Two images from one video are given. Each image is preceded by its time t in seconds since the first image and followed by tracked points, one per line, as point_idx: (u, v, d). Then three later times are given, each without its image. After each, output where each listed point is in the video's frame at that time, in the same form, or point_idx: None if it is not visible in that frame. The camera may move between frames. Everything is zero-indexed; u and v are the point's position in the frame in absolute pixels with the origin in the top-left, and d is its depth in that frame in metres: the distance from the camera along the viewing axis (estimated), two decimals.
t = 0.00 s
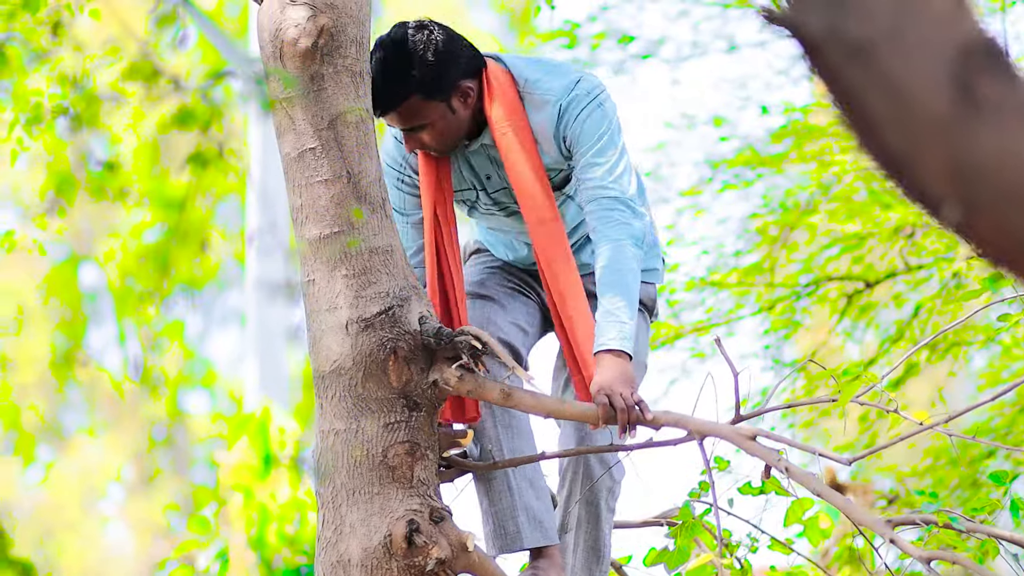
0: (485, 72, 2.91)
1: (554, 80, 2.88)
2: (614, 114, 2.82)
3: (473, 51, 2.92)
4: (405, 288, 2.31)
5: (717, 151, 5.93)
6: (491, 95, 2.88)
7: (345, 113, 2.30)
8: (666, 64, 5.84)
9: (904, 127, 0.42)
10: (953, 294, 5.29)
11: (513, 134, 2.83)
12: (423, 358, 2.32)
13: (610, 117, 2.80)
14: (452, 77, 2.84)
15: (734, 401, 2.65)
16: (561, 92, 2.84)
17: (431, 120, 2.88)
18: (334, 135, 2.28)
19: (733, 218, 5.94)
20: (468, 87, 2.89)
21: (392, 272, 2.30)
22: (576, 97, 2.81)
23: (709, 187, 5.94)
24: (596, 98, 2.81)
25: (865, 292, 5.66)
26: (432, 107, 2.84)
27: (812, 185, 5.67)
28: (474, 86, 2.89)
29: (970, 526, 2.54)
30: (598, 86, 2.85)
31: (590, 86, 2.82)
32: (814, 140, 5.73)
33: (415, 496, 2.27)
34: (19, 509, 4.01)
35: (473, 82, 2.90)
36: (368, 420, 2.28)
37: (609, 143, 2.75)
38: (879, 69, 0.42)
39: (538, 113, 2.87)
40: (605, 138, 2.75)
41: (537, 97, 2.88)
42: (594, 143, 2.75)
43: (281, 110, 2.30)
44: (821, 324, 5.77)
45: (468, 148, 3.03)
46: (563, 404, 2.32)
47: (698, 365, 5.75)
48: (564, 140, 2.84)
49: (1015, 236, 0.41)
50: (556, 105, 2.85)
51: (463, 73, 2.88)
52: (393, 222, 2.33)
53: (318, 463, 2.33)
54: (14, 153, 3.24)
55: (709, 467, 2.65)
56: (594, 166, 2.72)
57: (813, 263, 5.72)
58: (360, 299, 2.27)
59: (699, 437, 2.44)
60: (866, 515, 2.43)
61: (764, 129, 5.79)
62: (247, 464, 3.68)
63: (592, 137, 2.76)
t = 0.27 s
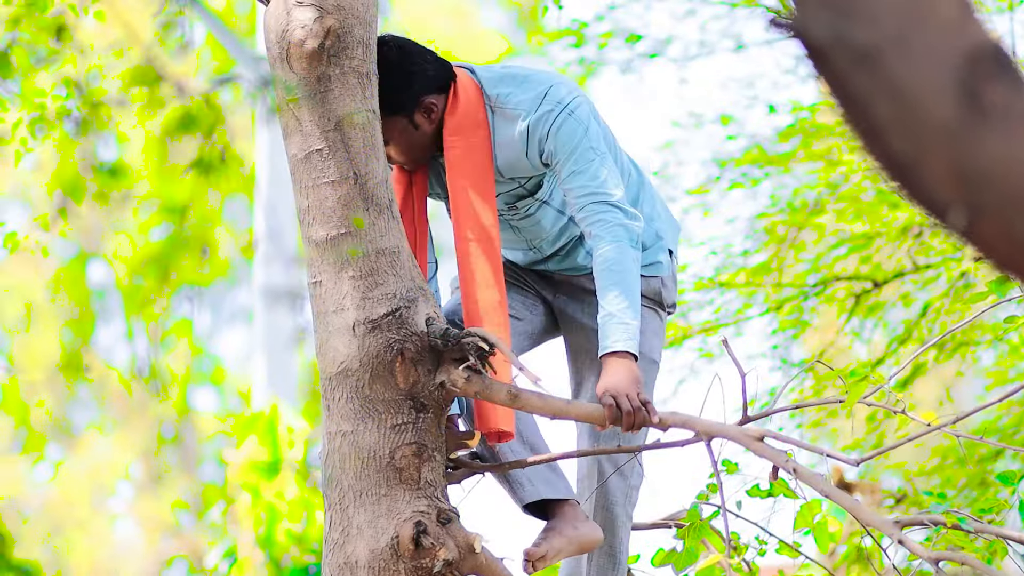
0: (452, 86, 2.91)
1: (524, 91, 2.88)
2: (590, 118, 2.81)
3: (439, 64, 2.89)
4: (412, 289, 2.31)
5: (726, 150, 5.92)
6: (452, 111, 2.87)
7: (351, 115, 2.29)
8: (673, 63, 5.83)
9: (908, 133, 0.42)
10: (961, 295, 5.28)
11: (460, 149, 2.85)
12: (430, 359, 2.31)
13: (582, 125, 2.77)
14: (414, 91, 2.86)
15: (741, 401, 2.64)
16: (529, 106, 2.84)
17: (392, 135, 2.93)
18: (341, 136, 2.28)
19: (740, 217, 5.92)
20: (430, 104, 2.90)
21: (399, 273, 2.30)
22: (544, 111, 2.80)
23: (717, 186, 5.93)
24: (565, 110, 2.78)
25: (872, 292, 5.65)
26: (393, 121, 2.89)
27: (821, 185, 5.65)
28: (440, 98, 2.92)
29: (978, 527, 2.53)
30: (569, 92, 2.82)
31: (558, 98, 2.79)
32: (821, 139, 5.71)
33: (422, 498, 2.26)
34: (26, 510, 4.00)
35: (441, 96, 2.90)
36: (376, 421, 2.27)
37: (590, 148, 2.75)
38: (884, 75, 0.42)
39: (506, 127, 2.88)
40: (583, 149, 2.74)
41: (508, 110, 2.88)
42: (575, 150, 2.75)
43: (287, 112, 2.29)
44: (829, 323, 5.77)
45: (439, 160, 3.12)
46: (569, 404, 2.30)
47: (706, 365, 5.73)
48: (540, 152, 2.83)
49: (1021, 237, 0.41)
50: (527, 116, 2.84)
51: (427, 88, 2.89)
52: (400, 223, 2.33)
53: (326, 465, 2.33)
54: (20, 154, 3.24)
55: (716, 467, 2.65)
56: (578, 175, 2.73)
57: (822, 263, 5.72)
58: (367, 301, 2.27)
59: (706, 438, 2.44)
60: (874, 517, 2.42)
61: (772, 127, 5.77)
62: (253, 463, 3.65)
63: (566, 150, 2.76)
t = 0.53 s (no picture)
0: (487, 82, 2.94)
1: (552, 89, 2.88)
2: (615, 118, 2.79)
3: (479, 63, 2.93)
4: (421, 292, 2.31)
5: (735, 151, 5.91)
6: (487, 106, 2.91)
7: (361, 118, 2.29)
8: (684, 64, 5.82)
9: (919, 140, 0.46)
10: (970, 297, 5.28)
11: (485, 144, 2.89)
12: (439, 362, 2.31)
13: (609, 126, 2.74)
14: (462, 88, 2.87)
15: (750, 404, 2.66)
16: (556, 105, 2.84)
17: (438, 136, 2.93)
18: (351, 140, 2.28)
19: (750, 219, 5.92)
20: (473, 104, 2.91)
21: (408, 277, 2.30)
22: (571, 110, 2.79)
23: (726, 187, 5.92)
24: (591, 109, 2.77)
25: (881, 294, 5.64)
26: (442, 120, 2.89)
27: (829, 186, 5.64)
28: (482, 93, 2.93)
29: (988, 530, 2.53)
30: (594, 91, 2.80)
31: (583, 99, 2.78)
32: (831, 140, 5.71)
33: (432, 501, 2.27)
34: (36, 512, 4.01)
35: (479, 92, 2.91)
36: (386, 424, 2.28)
37: (614, 148, 2.74)
38: (896, 82, 0.46)
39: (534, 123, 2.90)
40: (607, 150, 2.73)
41: (536, 105, 2.90)
42: (600, 149, 2.74)
43: (298, 115, 2.30)
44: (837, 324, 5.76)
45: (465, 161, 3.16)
46: (578, 407, 2.32)
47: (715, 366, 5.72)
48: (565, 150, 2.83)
49: None
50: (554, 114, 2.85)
51: (472, 87, 2.90)
52: (410, 226, 2.33)
53: (335, 468, 2.33)
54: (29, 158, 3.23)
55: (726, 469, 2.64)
56: (600, 174, 2.72)
57: (830, 264, 5.71)
58: (377, 304, 2.27)
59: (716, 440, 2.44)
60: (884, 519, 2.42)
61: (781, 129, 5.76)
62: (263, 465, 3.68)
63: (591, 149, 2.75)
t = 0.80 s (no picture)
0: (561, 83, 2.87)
1: (619, 99, 2.87)
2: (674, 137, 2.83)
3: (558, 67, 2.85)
4: (434, 288, 2.31)
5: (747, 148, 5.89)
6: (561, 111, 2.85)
7: (373, 114, 2.29)
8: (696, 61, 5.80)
9: (933, 135, 0.48)
10: (982, 293, 5.26)
11: (561, 150, 2.83)
12: (452, 359, 2.31)
13: (671, 146, 2.77)
14: (541, 86, 2.77)
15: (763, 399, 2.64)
16: (625, 114, 2.83)
17: (516, 130, 2.80)
18: (363, 136, 2.28)
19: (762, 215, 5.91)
20: (550, 101, 2.84)
21: (421, 273, 2.30)
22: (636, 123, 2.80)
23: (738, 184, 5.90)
24: (656, 125, 2.78)
25: (892, 290, 5.62)
26: (522, 116, 2.78)
27: (841, 183, 5.62)
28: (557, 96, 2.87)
29: (1003, 526, 2.51)
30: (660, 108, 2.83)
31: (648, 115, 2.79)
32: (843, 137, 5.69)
33: (444, 497, 2.26)
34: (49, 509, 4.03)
35: (555, 91, 2.85)
36: (399, 421, 2.28)
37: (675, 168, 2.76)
38: (910, 79, 0.48)
39: (599, 131, 2.87)
40: (666, 167, 2.74)
41: (603, 113, 2.87)
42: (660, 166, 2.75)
43: (309, 112, 2.29)
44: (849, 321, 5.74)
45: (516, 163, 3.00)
46: (591, 403, 2.30)
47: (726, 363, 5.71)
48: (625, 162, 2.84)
49: None
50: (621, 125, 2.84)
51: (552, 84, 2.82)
52: (422, 222, 2.33)
53: (347, 464, 2.34)
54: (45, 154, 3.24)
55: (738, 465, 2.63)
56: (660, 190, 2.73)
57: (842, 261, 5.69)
58: (389, 300, 2.27)
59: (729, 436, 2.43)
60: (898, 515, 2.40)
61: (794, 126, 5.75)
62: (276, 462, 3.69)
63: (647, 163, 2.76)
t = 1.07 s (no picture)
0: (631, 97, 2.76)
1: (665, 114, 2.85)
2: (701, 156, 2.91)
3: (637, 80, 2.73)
4: (445, 288, 2.31)
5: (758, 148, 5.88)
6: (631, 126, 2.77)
7: (384, 114, 2.29)
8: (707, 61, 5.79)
9: (945, 132, 0.43)
10: (994, 292, 5.24)
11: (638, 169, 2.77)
12: (463, 359, 2.31)
13: (709, 168, 2.85)
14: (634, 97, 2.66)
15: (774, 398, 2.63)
16: (676, 129, 2.84)
17: (603, 143, 2.64)
18: (374, 136, 2.28)
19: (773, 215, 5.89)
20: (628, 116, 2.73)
21: (432, 272, 2.30)
22: (680, 142, 2.84)
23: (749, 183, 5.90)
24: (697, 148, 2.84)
25: (904, 289, 5.61)
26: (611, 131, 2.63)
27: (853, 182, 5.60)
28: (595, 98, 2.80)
29: (1016, 526, 2.50)
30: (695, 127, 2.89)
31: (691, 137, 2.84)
32: (854, 137, 5.68)
33: (456, 497, 2.27)
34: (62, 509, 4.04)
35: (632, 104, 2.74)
36: (410, 420, 2.27)
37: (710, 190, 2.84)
38: (921, 75, 0.42)
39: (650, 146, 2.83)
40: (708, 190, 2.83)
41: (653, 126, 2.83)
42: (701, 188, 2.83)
43: (320, 112, 2.29)
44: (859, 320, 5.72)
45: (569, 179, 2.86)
46: (602, 403, 2.32)
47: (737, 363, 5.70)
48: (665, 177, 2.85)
49: None
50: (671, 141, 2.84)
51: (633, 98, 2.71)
52: (434, 222, 2.33)
53: (358, 463, 2.34)
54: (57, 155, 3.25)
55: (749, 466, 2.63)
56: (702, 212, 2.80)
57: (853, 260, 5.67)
58: (401, 300, 2.27)
59: (741, 437, 2.42)
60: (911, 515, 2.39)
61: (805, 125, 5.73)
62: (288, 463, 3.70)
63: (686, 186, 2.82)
